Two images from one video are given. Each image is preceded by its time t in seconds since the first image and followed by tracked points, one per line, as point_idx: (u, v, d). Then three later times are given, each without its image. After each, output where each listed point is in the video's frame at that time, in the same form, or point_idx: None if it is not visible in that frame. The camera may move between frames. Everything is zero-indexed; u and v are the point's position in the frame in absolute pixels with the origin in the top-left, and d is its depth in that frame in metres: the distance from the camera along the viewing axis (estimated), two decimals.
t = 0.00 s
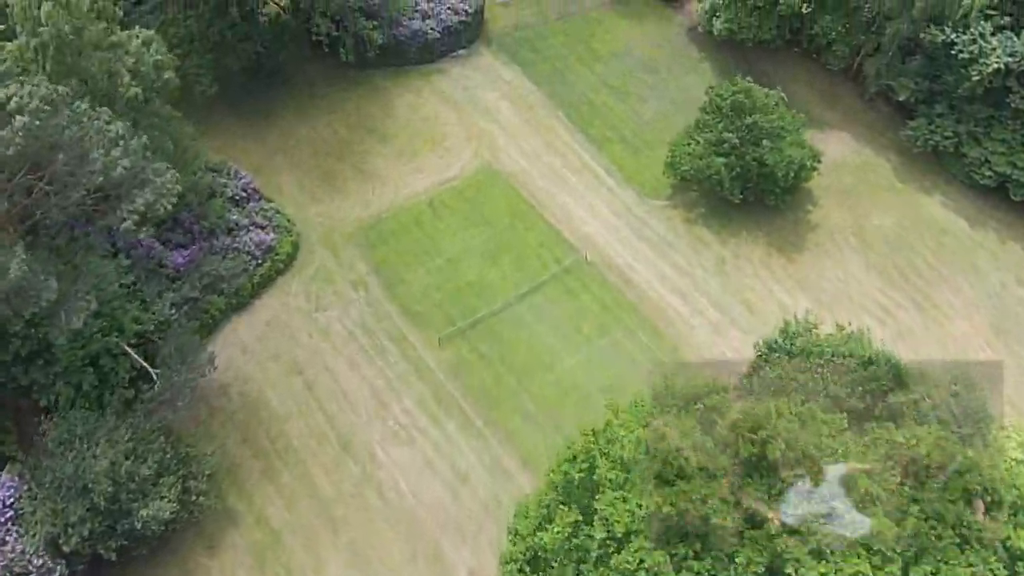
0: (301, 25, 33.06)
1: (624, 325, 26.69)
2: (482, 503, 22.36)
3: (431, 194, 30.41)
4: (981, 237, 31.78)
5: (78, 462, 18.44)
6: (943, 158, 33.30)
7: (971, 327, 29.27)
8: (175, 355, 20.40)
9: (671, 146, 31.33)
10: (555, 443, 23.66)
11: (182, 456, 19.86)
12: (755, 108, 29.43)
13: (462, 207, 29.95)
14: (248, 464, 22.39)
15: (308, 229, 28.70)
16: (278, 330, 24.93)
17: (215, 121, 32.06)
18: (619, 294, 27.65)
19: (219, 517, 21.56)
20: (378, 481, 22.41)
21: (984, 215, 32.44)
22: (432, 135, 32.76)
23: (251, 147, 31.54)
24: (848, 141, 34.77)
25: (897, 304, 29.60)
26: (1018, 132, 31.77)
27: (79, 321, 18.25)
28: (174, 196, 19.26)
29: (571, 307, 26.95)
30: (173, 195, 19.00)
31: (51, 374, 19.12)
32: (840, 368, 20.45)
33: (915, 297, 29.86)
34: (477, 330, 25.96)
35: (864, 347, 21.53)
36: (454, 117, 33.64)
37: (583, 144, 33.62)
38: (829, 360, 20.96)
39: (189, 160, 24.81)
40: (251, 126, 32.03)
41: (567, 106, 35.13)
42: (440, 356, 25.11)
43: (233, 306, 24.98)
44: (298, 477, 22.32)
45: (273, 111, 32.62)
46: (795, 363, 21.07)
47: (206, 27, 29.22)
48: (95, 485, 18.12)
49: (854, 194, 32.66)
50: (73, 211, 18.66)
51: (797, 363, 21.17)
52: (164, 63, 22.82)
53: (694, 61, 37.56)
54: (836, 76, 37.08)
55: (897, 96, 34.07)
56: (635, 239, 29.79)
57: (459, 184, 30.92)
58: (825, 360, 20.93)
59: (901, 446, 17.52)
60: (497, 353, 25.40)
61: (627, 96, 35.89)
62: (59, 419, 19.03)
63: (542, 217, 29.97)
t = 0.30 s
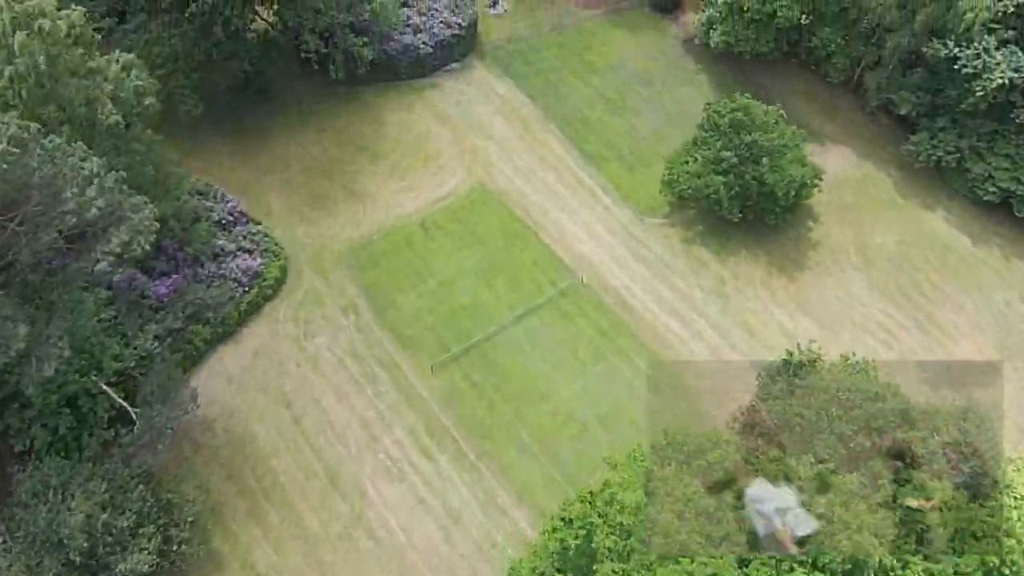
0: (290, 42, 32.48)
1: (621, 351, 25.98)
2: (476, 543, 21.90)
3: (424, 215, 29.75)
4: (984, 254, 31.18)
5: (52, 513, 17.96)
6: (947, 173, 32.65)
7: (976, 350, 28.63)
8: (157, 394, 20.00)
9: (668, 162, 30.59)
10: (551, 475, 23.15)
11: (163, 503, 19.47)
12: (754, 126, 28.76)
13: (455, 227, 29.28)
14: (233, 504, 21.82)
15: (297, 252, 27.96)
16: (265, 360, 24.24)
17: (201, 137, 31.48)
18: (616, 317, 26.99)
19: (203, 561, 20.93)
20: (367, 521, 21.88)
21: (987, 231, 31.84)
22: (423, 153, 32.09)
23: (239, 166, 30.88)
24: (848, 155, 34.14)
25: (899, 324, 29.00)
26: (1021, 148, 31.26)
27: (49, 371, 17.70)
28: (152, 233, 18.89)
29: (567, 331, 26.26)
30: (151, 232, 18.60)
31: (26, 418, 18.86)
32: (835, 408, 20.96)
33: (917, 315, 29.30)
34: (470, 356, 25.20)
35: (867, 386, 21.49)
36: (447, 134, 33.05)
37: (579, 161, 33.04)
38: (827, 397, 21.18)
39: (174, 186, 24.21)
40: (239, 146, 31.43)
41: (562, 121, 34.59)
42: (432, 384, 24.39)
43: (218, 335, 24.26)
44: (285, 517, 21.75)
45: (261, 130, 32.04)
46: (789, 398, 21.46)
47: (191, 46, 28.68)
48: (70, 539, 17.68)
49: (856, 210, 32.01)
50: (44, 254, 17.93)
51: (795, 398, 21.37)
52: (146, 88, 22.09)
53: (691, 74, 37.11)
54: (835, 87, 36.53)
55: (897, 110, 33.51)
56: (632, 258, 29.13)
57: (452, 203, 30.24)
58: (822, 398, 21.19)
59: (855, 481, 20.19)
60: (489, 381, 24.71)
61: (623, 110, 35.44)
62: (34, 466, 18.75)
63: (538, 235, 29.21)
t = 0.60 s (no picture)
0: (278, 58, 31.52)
1: (617, 379, 25.27)
2: None
3: (415, 238, 29.08)
4: (987, 272, 30.61)
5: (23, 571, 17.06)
6: (947, 189, 32.11)
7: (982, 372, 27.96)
8: (137, 436, 19.46)
9: (664, 182, 30.11)
10: (546, 512, 22.53)
11: (141, 556, 18.99)
12: (751, 144, 28.09)
13: (448, 251, 28.66)
14: (217, 550, 21.10)
15: (285, 277, 27.26)
16: (251, 394, 23.57)
17: (188, 158, 30.79)
18: (613, 344, 26.30)
19: None
20: (356, 565, 21.19)
21: (990, 248, 31.27)
22: (414, 174, 31.51)
23: (226, 189, 30.22)
24: (848, 171, 33.53)
25: (901, 346, 28.38)
26: None
27: (19, 428, 17.12)
28: (127, 276, 18.36)
29: (562, 360, 25.60)
30: (124, 276, 18.06)
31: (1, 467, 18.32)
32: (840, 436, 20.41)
33: (919, 335, 28.69)
34: (463, 388, 24.59)
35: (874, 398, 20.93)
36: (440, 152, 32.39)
37: (573, 178, 32.42)
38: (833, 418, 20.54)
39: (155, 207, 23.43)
40: (226, 168, 30.75)
41: (556, 136, 34.01)
42: (424, 418, 23.81)
43: (202, 369, 23.56)
44: (271, 561, 21.06)
45: (248, 149, 31.32)
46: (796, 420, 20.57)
47: (174, 66, 27.65)
48: None
49: (856, 229, 31.35)
50: (12, 301, 17.19)
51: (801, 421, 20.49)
52: (124, 116, 21.48)
53: (688, 87, 36.80)
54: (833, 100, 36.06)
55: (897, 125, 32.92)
56: (630, 281, 28.40)
57: (445, 225, 29.59)
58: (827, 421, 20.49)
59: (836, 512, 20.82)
60: (482, 413, 24.09)
61: (618, 125, 35.02)
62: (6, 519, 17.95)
63: (532, 257, 28.72)
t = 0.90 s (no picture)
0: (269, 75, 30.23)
1: (615, 408, 24.65)
2: None
3: (409, 258, 28.25)
4: (994, 292, 29.99)
5: None
6: (952, 207, 31.45)
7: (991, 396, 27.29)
8: (117, 478, 19.23)
9: (665, 199, 29.17)
10: (543, 549, 21.89)
11: None
12: (752, 165, 27.51)
13: (441, 273, 27.82)
14: None
15: (275, 301, 26.56)
16: (238, 427, 22.92)
17: (177, 177, 30.15)
18: (612, 370, 25.54)
19: None
20: None
21: (996, 268, 30.65)
22: (409, 192, 30.64)
23: (215, 209, 29.55)
24: (850, 187, 32.89)
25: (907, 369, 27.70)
26: None
27: None
28: (104, 320, 17.29)
29: (559, 388, 24.83)
30: (102, 320, 17.06)
31: None
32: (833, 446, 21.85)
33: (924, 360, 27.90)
34: (456, 416, 23.89)
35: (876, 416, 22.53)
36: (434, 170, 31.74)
37: (570, 195, 31.76)
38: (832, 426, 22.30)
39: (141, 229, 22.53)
40: (216, 187, 30.12)
41: (553, 153, 33.42)
42: (416, 450, 23.13)
43: (188, 402, 22.91)
44: None
45: (238, 168, 30.72)
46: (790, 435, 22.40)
47: (161, 86, 26.67)
48: None
49: (860, 249, 30.65)
50: None
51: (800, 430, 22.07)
52: (106, 144, 20.78)
53: (687, 101, 36.28)
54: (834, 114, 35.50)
55: (901, 141, 32.27)
56: (629, 304, 27.74)
57: (439, 246, 28.77)
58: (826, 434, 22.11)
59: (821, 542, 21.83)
60: (477, 443, 23.45)
61: (617, 141, 34.40)
62: None
63: (529, 279, 27.88)
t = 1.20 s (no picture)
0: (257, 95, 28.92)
1: (614, 442, 24.06)
2: None
3: (403, 285, 27.74)
4: (1002, 317, 29.25)
5: None
6: (957, 228, 30.79)
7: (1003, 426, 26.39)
8: (97, 525, 18.41)
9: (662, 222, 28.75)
10: None
11: None
12: (754, 190, 26.85)
13: (436, 300, 27.29)
14: None
15: (266, 331, 25.99)
16: (225, 465, 22.27)
17: (168, 202, 29.71)
18: (611, 404, 24.94)
19: None
20: None
21: (1004, 292, 29.93)
22: (403, 216, 30.21)
23: (204, 234, 28.95)
24: (853, 209, 32.29)
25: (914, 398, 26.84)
26: None
27: None
28: (78, 368, 16.79)
29: (555, 421, 24.30)
30: (76, 370, 16.58)
31: None
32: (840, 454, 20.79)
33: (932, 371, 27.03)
34: (451, 451, 23.34)
35: (881, 413, 21.35)
36: (429, 192, 31.19)
37: (568, 217, 31.15)
38: (851, 419, 21.24)
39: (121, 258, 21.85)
40: (207, 211, 29.65)
41: (551, 174, 32.86)
42: (409, 487, 22.47)
43: (173, 438, 22.26)
44: None
45: (230, 191, 30.32)
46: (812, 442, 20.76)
47: (150, 107, 25.94)
48: None
49: (863, 272, 30.03)
50: None
51: (809, 429, 20.87)
52: (87, 174, 20.08)
53: (686, 118, 35.80)
54: (835, 132, 35.08)
55: (904, 161, 31.67)
56: (628, 332, 27.10)
57: (432, 271, 28.34)
58: (841, 431, 21.02)
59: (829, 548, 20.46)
60: (471, 480, 22.81)
61: (616, 160, 33.82)
62: None
63: (526, 306, 27.31)
